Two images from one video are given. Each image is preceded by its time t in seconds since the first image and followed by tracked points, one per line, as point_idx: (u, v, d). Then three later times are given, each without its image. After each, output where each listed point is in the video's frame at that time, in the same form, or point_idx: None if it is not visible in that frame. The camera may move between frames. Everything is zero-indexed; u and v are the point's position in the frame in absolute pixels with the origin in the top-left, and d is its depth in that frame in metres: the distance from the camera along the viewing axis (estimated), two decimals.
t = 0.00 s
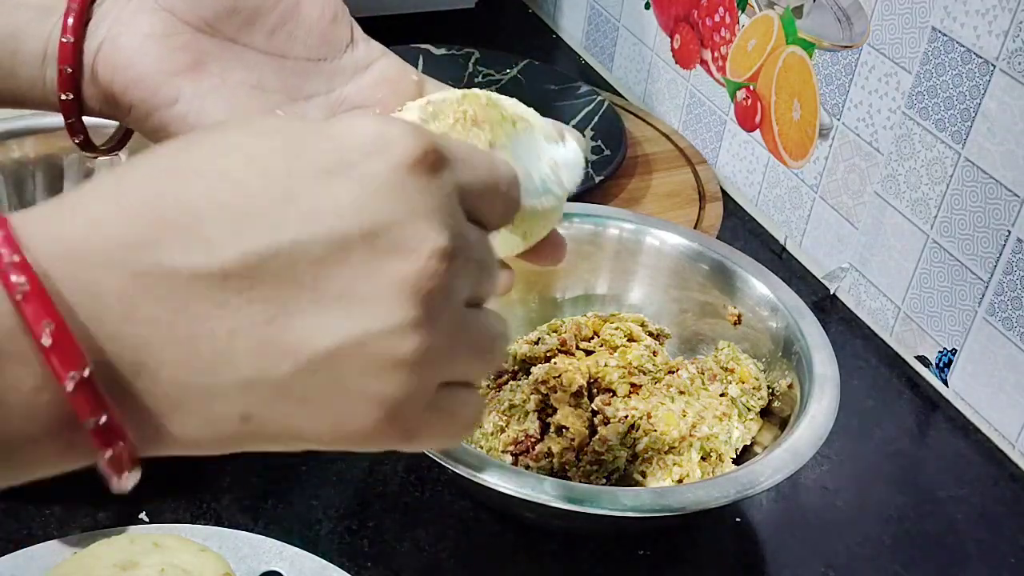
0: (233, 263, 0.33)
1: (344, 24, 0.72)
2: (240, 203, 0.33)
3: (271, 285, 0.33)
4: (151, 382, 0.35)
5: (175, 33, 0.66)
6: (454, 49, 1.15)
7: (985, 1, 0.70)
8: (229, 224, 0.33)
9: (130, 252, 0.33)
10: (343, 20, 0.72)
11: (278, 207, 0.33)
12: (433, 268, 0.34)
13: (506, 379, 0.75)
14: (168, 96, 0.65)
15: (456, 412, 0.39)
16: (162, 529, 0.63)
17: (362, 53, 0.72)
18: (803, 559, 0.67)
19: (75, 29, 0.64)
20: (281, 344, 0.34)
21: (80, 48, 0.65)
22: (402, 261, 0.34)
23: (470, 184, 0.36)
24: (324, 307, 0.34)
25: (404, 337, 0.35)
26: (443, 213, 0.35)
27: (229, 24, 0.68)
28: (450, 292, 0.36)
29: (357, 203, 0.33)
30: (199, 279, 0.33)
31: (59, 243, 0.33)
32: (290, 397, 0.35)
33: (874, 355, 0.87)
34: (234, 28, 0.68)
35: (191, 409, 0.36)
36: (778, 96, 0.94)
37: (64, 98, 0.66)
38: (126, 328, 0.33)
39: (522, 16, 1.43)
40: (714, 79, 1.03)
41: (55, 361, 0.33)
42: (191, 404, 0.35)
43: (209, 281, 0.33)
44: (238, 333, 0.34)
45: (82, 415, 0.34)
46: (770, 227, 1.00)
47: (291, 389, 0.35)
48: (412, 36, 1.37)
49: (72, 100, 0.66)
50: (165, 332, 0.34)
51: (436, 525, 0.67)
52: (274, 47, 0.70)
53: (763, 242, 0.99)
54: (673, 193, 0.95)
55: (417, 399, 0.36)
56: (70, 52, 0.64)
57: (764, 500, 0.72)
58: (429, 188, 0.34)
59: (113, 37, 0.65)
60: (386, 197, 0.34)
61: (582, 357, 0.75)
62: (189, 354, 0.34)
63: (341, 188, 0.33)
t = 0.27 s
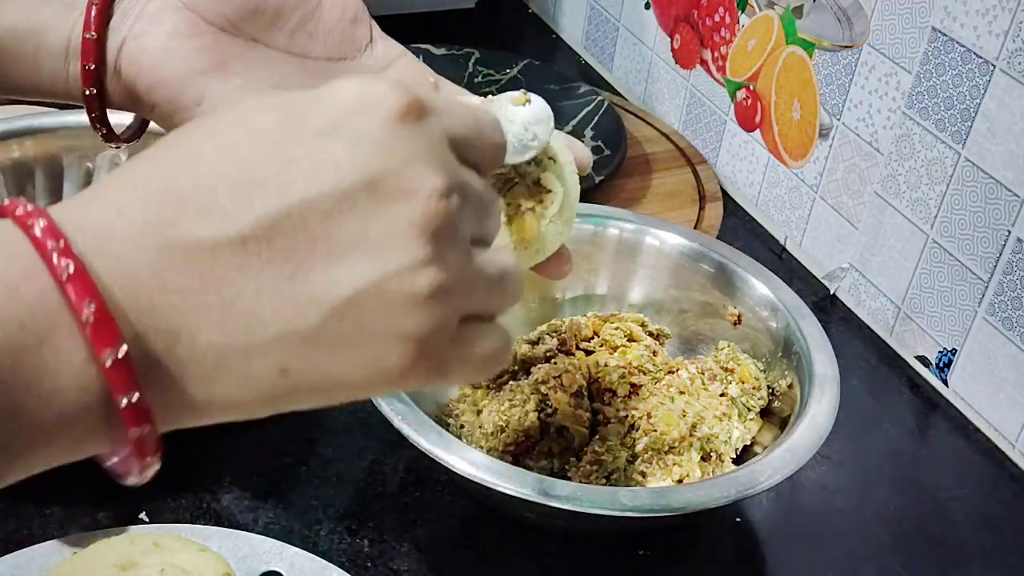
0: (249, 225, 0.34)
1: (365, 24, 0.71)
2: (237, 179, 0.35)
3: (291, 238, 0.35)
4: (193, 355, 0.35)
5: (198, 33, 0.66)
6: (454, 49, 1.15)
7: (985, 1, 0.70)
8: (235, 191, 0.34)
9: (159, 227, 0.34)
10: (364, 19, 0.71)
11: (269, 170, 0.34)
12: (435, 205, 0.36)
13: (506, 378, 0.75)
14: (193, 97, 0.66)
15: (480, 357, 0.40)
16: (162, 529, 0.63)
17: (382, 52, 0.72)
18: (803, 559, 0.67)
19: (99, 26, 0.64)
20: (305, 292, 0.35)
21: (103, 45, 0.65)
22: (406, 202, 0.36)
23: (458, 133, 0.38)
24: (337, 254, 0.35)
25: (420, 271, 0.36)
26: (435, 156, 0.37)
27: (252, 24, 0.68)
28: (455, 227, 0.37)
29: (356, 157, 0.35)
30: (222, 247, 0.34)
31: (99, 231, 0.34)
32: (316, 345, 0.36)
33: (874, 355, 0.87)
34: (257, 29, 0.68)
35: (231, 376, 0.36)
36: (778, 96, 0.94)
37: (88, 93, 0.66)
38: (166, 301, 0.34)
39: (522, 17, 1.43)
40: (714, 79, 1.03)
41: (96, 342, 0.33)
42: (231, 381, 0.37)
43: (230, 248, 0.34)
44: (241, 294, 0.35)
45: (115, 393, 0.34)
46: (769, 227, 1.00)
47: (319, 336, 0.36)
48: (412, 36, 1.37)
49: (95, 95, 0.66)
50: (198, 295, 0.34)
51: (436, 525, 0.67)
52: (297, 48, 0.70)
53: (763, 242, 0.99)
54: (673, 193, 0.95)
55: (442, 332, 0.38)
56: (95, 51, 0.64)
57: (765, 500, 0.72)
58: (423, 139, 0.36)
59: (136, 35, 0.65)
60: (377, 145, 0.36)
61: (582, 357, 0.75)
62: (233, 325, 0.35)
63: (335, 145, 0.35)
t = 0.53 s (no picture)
0: (308, 325, 0.36)
1: (366, 54, 0.74)
2: (304, 264, 0.36)
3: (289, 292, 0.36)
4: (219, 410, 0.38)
5: (207, 48, 0.65)
6: (454, 49, 1.15)
7: (985, 1, 0.70)
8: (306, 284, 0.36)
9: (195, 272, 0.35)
10: (366, 49, 0.73)
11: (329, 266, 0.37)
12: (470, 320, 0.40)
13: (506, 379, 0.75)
14: (200, 108, 0.64)
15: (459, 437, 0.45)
16: (162, 529, 0.63)
17: (382, 79, 0.74)
18: (803, 560, 0.67)
19: (109, 36, 0.62)
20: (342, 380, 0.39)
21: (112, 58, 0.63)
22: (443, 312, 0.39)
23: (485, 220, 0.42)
24: (377, 354, 0.39)
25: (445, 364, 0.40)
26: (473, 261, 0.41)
27: (260, 44, 0.69)
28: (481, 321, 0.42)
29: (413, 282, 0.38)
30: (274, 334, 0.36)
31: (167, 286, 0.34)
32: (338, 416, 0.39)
33: (874, 355, 0.87)
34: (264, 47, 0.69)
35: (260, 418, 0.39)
36: (778, 96, 0.94)
37: (94, 106, 0.64)
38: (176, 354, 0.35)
39: (522, 17, 1.43)
40: (714, 79, 1.03)
41: (147, 402, 0.34)
42: (252, 423, 0.38)
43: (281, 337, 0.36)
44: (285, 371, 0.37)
45: (151, 452, 0.35)
46: (770, 227, 1.00)
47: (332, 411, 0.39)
48: (412, 36, 1.37)
49: (100, 108, 0.65)
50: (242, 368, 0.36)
51: (436, 525, 0.67)
52: (301, 69, 0.71)
53: (763, 242, 0.99)
54: (673, 193, 0.95)
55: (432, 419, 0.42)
56: (103, 63, 0.62)
57: (764, 500, 0.72)
58: (466, 230, 0.40)
59: (144, 46, 0.64)
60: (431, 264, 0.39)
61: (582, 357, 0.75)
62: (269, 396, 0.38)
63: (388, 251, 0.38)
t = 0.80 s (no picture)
0: (248, 247, 0.35)
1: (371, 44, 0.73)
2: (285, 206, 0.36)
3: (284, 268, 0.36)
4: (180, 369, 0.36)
5: (209, 35, 0.66)
6: (454, 49, 1.15)
7: (985, 1, 0.70)
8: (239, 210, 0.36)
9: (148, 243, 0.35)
10: (371, 39, 0.73)
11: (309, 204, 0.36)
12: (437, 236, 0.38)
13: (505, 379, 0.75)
14: (200, 91, 0.65)
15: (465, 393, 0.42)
16: (162, 529, 0.63)
17: (388, 70, 0.73)
18: (803, 560, 0.67)
19: (110, 25, 0.63)
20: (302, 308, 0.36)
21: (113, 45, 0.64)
22: (410, 233, 0.37)
23: (461, 166, 0.41)
24: (337, 278, 0.37)
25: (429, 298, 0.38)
26: (443, 186, 0.39)
27: (261, 31, 0.69)
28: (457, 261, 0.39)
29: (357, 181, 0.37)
30: (218, 265, 0.35)
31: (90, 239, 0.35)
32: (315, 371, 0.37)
33: (874, 355, 0.87)
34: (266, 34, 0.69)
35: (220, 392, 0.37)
36: (778, 96, 0.94)
37: (95, 94, 0.64)
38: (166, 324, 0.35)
39: (522, 17, 1.43)
40: (714, 79, 1.03)
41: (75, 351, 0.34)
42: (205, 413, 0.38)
43: (228, 267, 0.36)
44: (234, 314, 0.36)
45: (77, 420, 0.35)
46: (770, 227, 1.00)
47: (313, 358, 0.37)
48: (412, 37, 1.37)
49: (102, 97, 0.65)
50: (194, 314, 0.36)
51: (436, 526, 0.67)
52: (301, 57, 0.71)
53: (763, 242, 0.99)
54: (673, 193, 0.95)
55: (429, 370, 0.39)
56: (106, 51, 0.63)
57: (764, 500, 0.72)
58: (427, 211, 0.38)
59: (146, 34, 0.65)
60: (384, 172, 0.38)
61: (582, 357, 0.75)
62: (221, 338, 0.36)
63: (340, 169, 0.37)
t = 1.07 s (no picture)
0: (308, 216, 0.35)
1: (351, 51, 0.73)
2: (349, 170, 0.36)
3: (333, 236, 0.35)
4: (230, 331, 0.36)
5: (184, 47, 0.66)
6: (454, 49, 1.15)
7: (985, 1, 0.70)
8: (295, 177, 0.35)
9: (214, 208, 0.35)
10: (351, 46, 0.73)
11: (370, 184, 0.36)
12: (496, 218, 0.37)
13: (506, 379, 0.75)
14: (174, 106, 0.66)
15: (503, 376, 0.41)
16: (162, 529, 0.63)
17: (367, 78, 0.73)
18: (803, 559, 0.67)
19: (87, 35, 0.63)
20: (357, 282, 0.36)
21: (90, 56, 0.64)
22: (468, 209, 0.36)
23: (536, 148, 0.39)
24: (392, 255, 0.36)
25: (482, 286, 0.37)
26: (501, 168, 0.38)
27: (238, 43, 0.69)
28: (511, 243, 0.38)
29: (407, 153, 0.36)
30: (276, 233, 0.35)
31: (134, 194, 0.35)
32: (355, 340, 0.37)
33: (874, 355, 0.87)
34: (243, 45, 0.69)
35: (265, 360, 0.37)
36: (778, 96, 0.94)
37: (73, 106, 0.65)
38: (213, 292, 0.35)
39: (522, 17, 1.43)
40: (714, 79, 1.03)
41: (129, 278, 0.33)
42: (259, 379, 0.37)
43: (285, 234, 0.35)
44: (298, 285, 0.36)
45: (160, 374, 0.35)
46: (769, 227, 1.00)
47: (362, 332, 0.37)
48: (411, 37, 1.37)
49: (79, 108, 0.65)
50: (247, 274, 0.35)
51: (436, 526, 0.67)
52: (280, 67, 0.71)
53: (763, 242, 0.99)
54: (673, 193, 0.95)
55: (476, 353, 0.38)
56: (82, 62, 0.63)
57: (765, 500, 0.72)
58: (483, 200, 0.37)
59: (122, 45, 0.65)
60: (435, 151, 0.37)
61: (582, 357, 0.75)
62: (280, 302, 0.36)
63: (401, 143, 0.37)
